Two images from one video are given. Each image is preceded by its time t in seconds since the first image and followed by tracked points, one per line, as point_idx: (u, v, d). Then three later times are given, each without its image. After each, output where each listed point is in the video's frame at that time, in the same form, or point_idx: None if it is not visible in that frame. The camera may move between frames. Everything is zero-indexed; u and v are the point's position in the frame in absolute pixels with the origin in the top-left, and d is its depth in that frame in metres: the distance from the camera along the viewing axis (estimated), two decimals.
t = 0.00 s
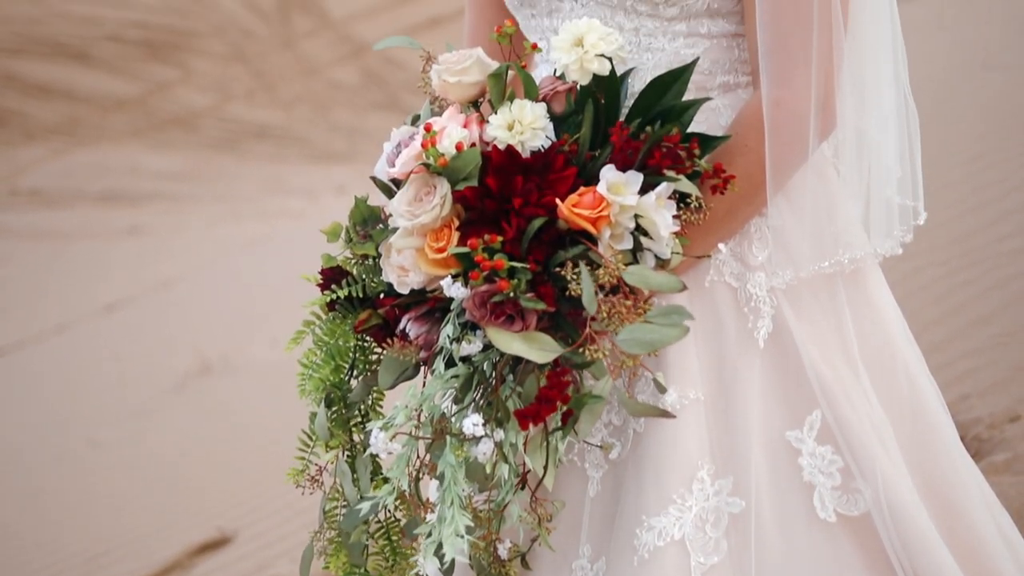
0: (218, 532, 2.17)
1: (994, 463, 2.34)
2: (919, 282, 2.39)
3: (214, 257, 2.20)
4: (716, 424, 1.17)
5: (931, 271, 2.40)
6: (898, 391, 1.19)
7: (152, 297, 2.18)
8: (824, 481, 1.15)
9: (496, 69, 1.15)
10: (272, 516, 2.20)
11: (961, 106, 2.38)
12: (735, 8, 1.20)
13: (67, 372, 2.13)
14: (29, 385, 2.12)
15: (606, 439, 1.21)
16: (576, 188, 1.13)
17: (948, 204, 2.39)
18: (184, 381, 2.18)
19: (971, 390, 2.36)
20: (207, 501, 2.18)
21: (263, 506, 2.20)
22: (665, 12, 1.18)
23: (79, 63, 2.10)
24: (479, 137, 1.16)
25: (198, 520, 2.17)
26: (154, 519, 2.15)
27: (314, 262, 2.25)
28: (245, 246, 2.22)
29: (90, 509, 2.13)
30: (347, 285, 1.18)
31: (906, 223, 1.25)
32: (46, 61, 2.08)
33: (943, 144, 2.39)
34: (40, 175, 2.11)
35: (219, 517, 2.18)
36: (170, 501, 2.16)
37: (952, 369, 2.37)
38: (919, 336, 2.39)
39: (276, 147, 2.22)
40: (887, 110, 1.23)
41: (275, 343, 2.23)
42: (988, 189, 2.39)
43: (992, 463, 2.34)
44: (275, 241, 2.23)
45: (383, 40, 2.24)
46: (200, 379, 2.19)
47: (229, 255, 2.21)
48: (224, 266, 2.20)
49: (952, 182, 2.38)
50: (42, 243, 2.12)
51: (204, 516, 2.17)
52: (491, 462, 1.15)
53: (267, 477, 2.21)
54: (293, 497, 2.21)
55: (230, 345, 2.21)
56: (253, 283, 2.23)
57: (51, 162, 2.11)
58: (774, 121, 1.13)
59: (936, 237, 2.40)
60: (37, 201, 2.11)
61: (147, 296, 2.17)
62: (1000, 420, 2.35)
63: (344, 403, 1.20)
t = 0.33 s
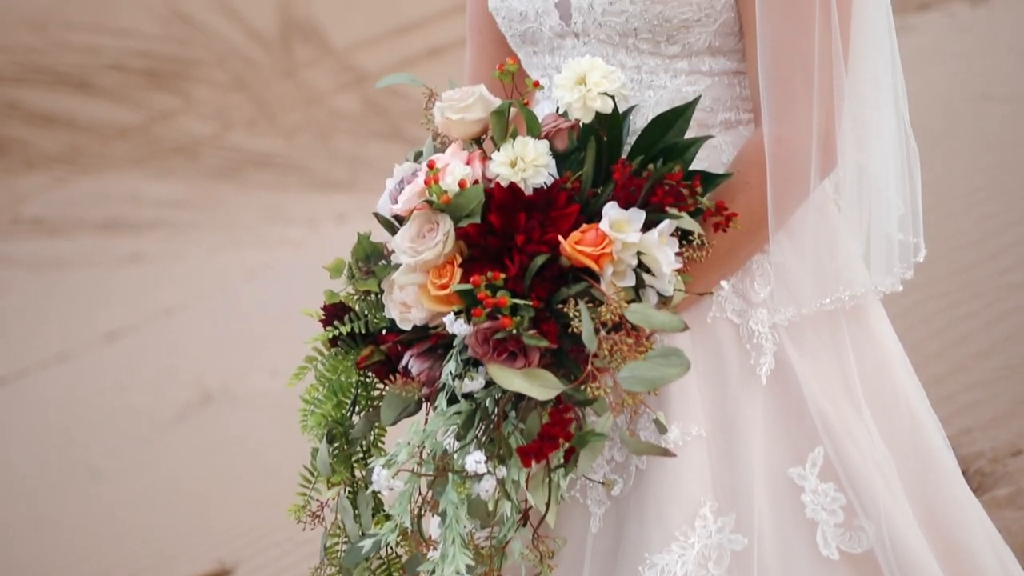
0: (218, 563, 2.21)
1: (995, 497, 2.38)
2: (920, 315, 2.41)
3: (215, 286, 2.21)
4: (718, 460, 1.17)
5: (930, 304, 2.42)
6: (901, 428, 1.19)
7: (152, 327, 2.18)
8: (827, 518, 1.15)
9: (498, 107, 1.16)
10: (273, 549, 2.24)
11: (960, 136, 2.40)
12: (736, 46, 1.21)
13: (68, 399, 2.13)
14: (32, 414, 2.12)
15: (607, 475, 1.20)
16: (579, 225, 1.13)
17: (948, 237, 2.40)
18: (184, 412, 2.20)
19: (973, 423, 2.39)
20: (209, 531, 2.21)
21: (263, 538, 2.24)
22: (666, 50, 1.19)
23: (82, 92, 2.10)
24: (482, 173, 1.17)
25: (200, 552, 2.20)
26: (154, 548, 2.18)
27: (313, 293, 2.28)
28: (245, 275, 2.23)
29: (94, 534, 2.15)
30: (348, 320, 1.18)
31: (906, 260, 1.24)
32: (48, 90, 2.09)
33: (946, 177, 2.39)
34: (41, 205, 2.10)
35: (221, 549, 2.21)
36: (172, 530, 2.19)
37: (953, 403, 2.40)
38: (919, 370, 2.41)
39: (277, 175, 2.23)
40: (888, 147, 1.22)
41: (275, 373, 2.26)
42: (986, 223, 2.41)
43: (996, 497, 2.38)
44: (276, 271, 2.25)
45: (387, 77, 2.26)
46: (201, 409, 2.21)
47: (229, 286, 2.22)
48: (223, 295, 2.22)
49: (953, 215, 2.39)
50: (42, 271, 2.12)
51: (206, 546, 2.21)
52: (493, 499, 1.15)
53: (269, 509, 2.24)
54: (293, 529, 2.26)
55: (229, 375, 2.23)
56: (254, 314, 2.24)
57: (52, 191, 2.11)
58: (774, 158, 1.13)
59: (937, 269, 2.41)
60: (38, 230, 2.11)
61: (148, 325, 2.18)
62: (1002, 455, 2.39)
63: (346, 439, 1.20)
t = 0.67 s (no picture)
0: None
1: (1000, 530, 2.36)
2: (920, 347, 2.42)
3: (215, 313, 2.22)
4: (722, 494, 1.17)
5: (933, 336, 2.42)
6: (904, 463, 1.19)
7: (153, 354, 2.21)
8: (830, 554, 1.14)
9: (502, 143, 1.17)
10: None
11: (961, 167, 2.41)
12: (738, 82, 1.21)
13: (70, 424, 2.18)
14: (37, 439, 2.17)
15: (611, 511, 1.20)
16: (582, 261, 1.13)
17: (950, 268, 2.41)
18: (184, 444, 2.20)
19: (975, 456, 2.39)
20: (207, 560, 2.20)
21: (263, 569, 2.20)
22: (669, 87, 1.20)
23: (84, 120, 2.15)
24: (485, 210, 1.16)
25: None
26: None
27: (314, 321, 2.25)
28: (247, 303, 2.24)
29: (92, 559, 2.17)
30: (353, 355, 1.19)
31: (908, 296, 1.24)
32: (50, 118, 2.14)
33: (947, 206, 2.41)
34: (42, 231, 2.15)
35: None
36: (171, 559, 2.18)
37: (956, 436, 2.40)
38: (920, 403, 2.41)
39: (278, 203, 2.23)
40: (890, 183, 1.22)
41: (277, 404, 2.24)
42: (987, 253, 2.41)
43: (1000, 531, 2.36)
44: (278, 297, 2.25)
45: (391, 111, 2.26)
46: (202, 439, 2.21)
47: (229, 314, 2.23)
48: (223, 323, 2.23)
49: (954, 246, 2.41)
50: (43, 297, 2.17)
51: None
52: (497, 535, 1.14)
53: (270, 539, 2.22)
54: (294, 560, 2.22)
55: (233, 405, 2.22)
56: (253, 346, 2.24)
57: (55, 218, 2.16)
58: (775, 195, 1.13)
59: (938, 301, 2.41)
60: (42, 256, 2.16)
61: (149, 352, 2.21)
62: (1006, 488, 2.38)
63: (348, 474, 1.20)
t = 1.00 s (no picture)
0: None
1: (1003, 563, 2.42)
2: (921, 378, 2.43)
3: (216, 340, 2.24)
4: (726, 529, 1.18)
5: (936, 366, 2.44)
6: (908, 498, 1.19)
7: (156, 381, 2.22)
8: None
9: (507, 178, 1.17)
10: None
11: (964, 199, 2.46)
12: (740, 118, 1.22)
13: (70, 454, 2.18)
14: (40, 469, 2.17)
15: (614, 546, 1.18)
16: (585, 296, 1.13)
17: (950, 301, 2.44)
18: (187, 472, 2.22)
19: (978, 488, 2.44)
20: None
21: None
22: (672, 123, 1.20)
23: (86, 147, 2.15)
24: (489, 245, 1.17)
25: None
26: None
27: (314, 348, 2.29)
28: (247, 332, 2.25)
29: None
30: (355, 390, 1.18)
31: (910, 331, 1.24)
32: (51, 145, 2.13)
33: (949, 236, 2.45)
34: (42, 258, 2.14)
35: None
36: None
37: (960, 468, 2.44)
38: (924, 435, 2.43)
39: (280, 230, 2.25)
40: (893, 217, 1.23)
41: (279, 433, 2.27)
42: (990, 285, 2.47)
43: (1004, 563, 2.42)
44: (279, 325, 2.26)
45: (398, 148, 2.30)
46: (202, 468, 2.23)
47: (230, 341, 2.24)
48: (223, 350, 2.24)
49: (957, 277, 2.45)
50: (44, 324, 2.16)
51: None
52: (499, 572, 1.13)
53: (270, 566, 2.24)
54: None
55: (233, 433, 2.25)
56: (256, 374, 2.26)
57: (55, 245, 2.15)
58: (778, 233, 1.14)
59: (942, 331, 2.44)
60: (43, 284, 2.15)
61: (151, 379, 2.22)
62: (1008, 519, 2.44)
63: (351, 509, 1.19)
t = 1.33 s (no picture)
0: None
1: None
2: (926, 409, 2.43)
3: (219, 369, 2.25)
4: (730, 565, 1.18)
5: (941, 399, 2.44)
6: (912, 534, 1.19)
7: (158, 411, 2.23)
8: None
9: (510, 214, 1.17)
10: None
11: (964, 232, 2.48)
12: (744, 154, 1.22)
13: (69, 483, 2.18)
14: (40, 499, 2.16)
15: None
16: (589, 332, 1.13)
17: (949, 335, 2.45)
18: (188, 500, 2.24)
19: (982, 521, 2.44)
20: None
21: None
22: (676, 158, 1.21)
23: (87, 174, 2.14)
24: (493, 280, 1.17)
25: None
26: None
27: (315, 374, 2.31)
28: (250, 361, 2.27)
29: None
30: (358, 426, 1.19)
31: (914, 366, 1.24)
32: (52, 172, 2.13)
33: (949, 269, 2.46)
34: (42, 286, 2.13)
35: None
36: None
37: (964, 500, 2.44)
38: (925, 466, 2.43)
39: (283, 258, 2.27)
40: (896, 254, 1.23)
41: (280, 463, 2.30)
42: (991, 318, 2.49)
43: None
44: (282, 354, 2.29)
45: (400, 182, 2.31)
46: (203, 497, 2.25)
47: (233, 369, 2.26)
48: (225, 379, 2.26)
49: (960, 308, 2.46)
50: (45, 352, 2.15)
51: None
52: None
53: None
54: None
55: (234, 462, 2.27)
56: (259, 402, 2.28)
57: (55, 273, 2.14)
58: (782, 269, 1.14)
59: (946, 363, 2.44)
60: (42, 311, 2.14)
61: (153, 408, 2.23)
62: (1011, 553, 2.45)
63: (354, 545, 1.21)
